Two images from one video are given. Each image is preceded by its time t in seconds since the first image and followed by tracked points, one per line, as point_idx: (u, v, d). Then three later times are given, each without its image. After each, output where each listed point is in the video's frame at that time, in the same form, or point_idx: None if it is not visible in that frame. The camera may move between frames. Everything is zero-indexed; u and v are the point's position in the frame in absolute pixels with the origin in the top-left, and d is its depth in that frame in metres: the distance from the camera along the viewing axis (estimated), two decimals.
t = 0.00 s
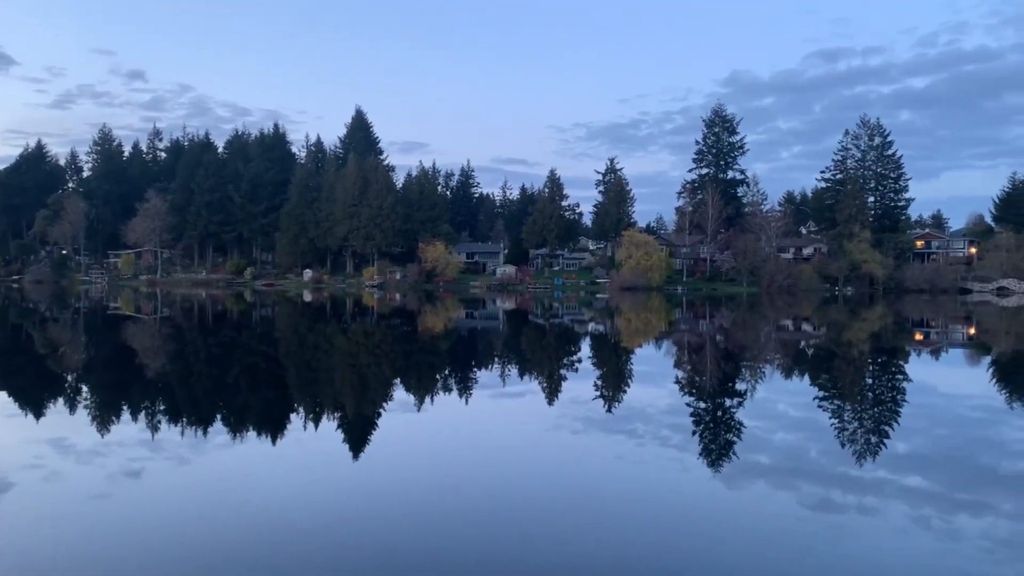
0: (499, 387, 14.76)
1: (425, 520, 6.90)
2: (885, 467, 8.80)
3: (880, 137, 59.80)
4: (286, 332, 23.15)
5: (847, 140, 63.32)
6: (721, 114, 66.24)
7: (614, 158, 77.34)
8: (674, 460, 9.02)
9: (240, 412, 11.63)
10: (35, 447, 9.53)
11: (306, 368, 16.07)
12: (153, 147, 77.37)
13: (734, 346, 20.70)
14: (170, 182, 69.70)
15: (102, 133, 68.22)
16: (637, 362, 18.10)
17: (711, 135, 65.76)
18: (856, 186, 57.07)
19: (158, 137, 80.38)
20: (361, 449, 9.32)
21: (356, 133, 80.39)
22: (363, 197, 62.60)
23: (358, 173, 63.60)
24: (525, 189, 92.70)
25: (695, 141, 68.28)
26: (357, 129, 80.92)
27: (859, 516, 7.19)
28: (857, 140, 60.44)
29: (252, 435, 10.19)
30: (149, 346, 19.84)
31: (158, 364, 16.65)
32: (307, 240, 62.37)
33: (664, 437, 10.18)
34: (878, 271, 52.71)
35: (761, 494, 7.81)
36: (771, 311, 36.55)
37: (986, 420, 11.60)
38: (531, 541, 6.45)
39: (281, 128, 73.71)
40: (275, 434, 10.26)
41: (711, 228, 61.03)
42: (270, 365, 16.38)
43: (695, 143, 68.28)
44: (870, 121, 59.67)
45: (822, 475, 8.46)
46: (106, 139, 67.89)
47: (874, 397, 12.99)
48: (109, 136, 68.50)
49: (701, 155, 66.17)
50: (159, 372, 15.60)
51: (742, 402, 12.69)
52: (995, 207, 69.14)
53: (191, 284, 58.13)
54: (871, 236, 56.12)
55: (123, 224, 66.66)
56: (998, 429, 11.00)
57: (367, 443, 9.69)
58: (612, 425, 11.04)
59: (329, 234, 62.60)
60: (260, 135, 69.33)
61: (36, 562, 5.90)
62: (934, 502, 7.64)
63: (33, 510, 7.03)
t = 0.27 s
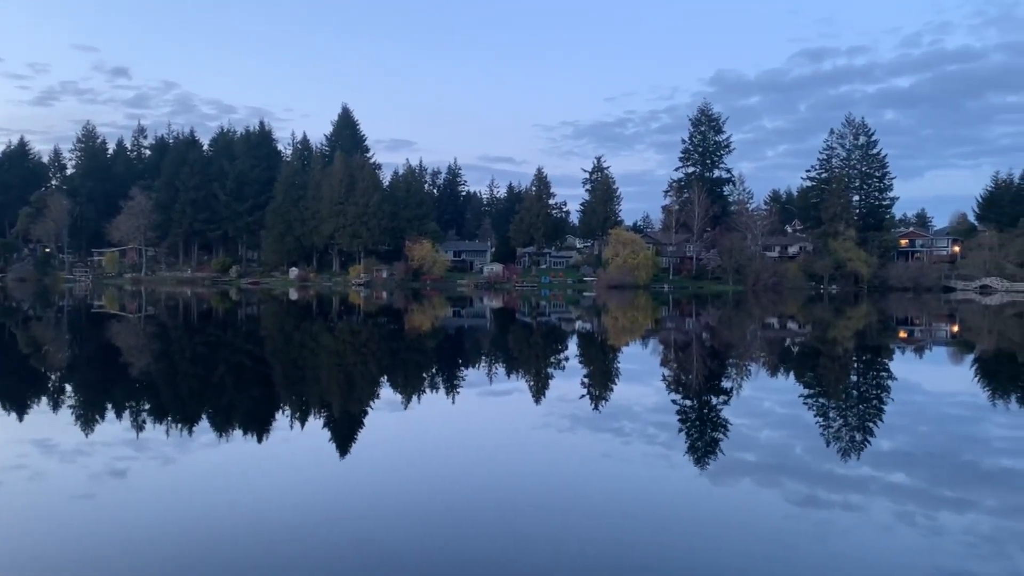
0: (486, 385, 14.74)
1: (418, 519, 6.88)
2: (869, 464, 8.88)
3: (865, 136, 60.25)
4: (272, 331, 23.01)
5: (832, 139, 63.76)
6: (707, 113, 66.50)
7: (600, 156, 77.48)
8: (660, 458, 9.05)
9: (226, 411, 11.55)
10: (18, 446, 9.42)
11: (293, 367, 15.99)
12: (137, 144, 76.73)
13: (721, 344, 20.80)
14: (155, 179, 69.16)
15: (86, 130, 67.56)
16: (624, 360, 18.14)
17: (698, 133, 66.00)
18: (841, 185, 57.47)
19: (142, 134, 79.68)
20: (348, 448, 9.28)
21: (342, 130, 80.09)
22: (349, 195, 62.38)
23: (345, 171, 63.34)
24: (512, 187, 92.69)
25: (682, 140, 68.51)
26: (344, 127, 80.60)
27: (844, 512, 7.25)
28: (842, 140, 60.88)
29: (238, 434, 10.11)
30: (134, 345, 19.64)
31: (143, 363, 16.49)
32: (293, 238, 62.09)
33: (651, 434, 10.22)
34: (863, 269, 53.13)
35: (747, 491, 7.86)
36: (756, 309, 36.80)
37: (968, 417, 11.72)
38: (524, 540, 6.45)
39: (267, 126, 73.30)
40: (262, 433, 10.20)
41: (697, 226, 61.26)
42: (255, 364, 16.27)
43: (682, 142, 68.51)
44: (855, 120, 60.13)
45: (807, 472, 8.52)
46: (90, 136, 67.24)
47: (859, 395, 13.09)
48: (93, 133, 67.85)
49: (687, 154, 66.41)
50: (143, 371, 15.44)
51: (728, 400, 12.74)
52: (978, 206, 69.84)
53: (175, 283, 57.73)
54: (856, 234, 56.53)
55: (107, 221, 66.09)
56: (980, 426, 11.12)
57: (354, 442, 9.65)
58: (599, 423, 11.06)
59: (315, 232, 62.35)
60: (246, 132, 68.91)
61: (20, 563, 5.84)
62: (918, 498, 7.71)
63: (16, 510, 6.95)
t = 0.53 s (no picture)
0: (473, 383, 14.74)
1: (416, 517, 6.87)
2: (853, 461, 8.96)
3: (850, 136, 60.69)
4: (257, 329, 22.88)
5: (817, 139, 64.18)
6: (694, 112, 66.74)
7: (588, 155, 77.64)
8: (646, 456, 9.09)
9: (211, 410, 11.46)
10: None
11: (278, 365, 15.91)
12: (122, 140, 76.05)
13: (707, 342, 20.91)
14: (139, 176, 68.58)
15: (69, 126, 66.85)
16: (610, 358, 18.19)
17: (684, 132, 66.23)
18: (826, 184, 57.85)
19: (127, 131, 78.92)
20: (334, 445, 9.25)
21: (328, 127, 79.75)
22: (335, 192, 62.11)
23: (331, 169, 63.06)
24: (499, 185, 92.65)
25: (668, 139, 68.72)
26: (330, 124, 80.22)
27: (828, 510, 7.31)
28: (827, 139, 61.29)
29: (224, 433, 10.04)
30: (117, 343, 19.46)
31: (127, 361, 16.35)
32: (279, 236, 61.77)
33: (637, 432, 10.27)
34: (847, 268, 53.56)
35: (732, 488, 7.91)
36: (741, 307, 37.01)
37: (951, 414, 11.85)
38: (520, 539, 6.43)
39: (252, 123, 72.86)
40: (247, 432, 10.13)
41: (683, 225, 61.47)
42: (241, 363, 16.16)
43: (668, 140, 68.72)
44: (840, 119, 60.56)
45: (792, 469, 8.58)
46: (73, 133, 66.54)
47: (843, 393, 13.20)
48: (76, 129, 67.14)
49: (674, 153, 66.63)
50: (127, 369, 15.27)
51: (714, 397, 12.82)
52: (961, 206, 70.53)
53: (160, 280, 57.31)
54: (841, 233, 56.95)
55: (91, 219, 65.49)
56: (963, 423, 11.24)
57: (340, 440, 9.60)
58: (586, 421, 11.09)
59: (301, 230, 62.06)
60: (231, 129, 68.45)
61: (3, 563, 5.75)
62: (901, 495, 7.78)
63: None
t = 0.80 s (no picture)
0: (460, 382, 14.72)
1: (415, 517, 6.84)
2: (839, 459, 9.02)
3: (836, 135, 61.06)
4: (244, 328, 22.73)
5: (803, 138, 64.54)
6: (681, 111, 66.93)
7: (575, 154, 77.68)
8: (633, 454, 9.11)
9: (197, 409, 11.38)
10: None
11: (264, 364, 15.82)
12: (106, 138, 75.35)
13: (693, 341, 21.00)
14: (124, 174, 68.02)
15: (53, 123, 66.17)
16: (597, 356, 18.23)
17: (671, 131, 66.40)
18: (812, 184, 58.19)
19: (111, 128, 78.20)
20: (321, 445, 9.21)
21: (315, 125, 79.40)
22: (322, 191, 61.81)
23: (317, 167, 62.77)
24: (486, 184, 92.51)
25: (656, 138, 68.88)
26: (316, 122, 79.79)
27: (814, 507, 7.33)
28: (813, 138, 61.64)
29: (210, 433, 9.98)
30: (103, 342, 19.29)
31: (111, 361, 16.20)
32: (265, 234, 61.46)
33: (624, 430, 10.28)
34: (833, 267, 53.94)
35: (719, 486, 7.94)
36: (728, 306, 37.13)
37: (935, 412, 11.96)
38: (520, 539, 6.39)
39: (238, 120, 72.43)
40: (233, 432, 10.07)
41: (670, 224, 61.67)
42: (227, 362, 16.05)
43: (656, 139, 68.88)
44: (826, 119, 60.91)
45: (779, 467, 8.63)
46: (57, 130, 65.87)
47: (829, 391, 13.28)
48: (60, 126, 66.48)
49: (661, 152, 66.79)
50: (112, 369, 15.13)
51: (701, 396, 12.86)
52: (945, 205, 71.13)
53: (146, 279, 56.88)
54: (826, 232, 57.31)
55: (75, 217, 64.91)
56: (947, 421, 11.34)
57: (326, 440, 9.56)
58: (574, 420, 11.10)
59: (288, 228, 61.71)
60: (217, 126, 68.02)
61: None
62: (886, 492, 7.84)
63: None
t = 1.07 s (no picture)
0: (449, 381, 14.61)
1: (415, 516, 6.77)
2: (826, 457, 8.99)
3: (823, 135, 61.31)
4: (231, 328, 22.53)
5: (791, 138, 64.78)
6: (669, 111, 67.00)
7: (564, 153, 77.68)
8: (622, 453, 9.04)
9: (185, 409, 11.24)
10: None
11: (252, 364, 15.67)
12: (92, 137, 74.68)
13: (682, 340, 20.98)
14: (111, 173, 67.44)
15: (38, 122, 65.53)
16: (586, 356, 18.19)
17: (659, 131, 66.47)
18: (799, 183, 58.40)
19: (98, 127, 77.51)
20: (310, 445, 9.11)
21: (303, 124, 79.02)
22: (310, 190, 61.49)
23: (305, 166, 62.44)
24: (475, 183, 92.35)
25: (644, 137, 68.95)
26: (304, 121, 79.37)
27: (802, 506, 7.29)
28: (800, 138, 61.91)
29: (197, 433, 9.84)
30: (89, 342, 19.05)
31: (98, 361, 15.99)
32: (253, 234, 61.08)
33: (613, 429, 10.22)
34: (820, 266, 54.17)
35: (707, 485, 7.87)
36: (716, 305, 37.20)
37: (921, 411, 11.97)
38: (520, 540, 6.31)
39: (226, 119, 71.95)
40: (221, 432, 9.95)
41: (659, 223, 61.72)
42: (214, 362, 15.85)
43: (644, 139, 68.96)
44: (814, 119, 61.17)
45: (766, 465, 8.59)
46: (42, 128, 65.25)
47: (817, 390, 13.27)
48: (46, 125, 65.84)
49: (650, 152, 66.86)
50: (99, 369, 14.92)
51: (689, 395, 12.82)
52: (931, 205, 71.57)
53: (132, 279, 56.40)
54: (814, 231, 57.55)
55: (61, 217, 64.30)
56: (933, 419, 11.34)
57: (315, 440, 9.44)
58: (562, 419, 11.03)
59: (276, 228, 61.34)
60: (204, 125, 67.53)
61: None
62: (873, 491, 7.80)
63: None
